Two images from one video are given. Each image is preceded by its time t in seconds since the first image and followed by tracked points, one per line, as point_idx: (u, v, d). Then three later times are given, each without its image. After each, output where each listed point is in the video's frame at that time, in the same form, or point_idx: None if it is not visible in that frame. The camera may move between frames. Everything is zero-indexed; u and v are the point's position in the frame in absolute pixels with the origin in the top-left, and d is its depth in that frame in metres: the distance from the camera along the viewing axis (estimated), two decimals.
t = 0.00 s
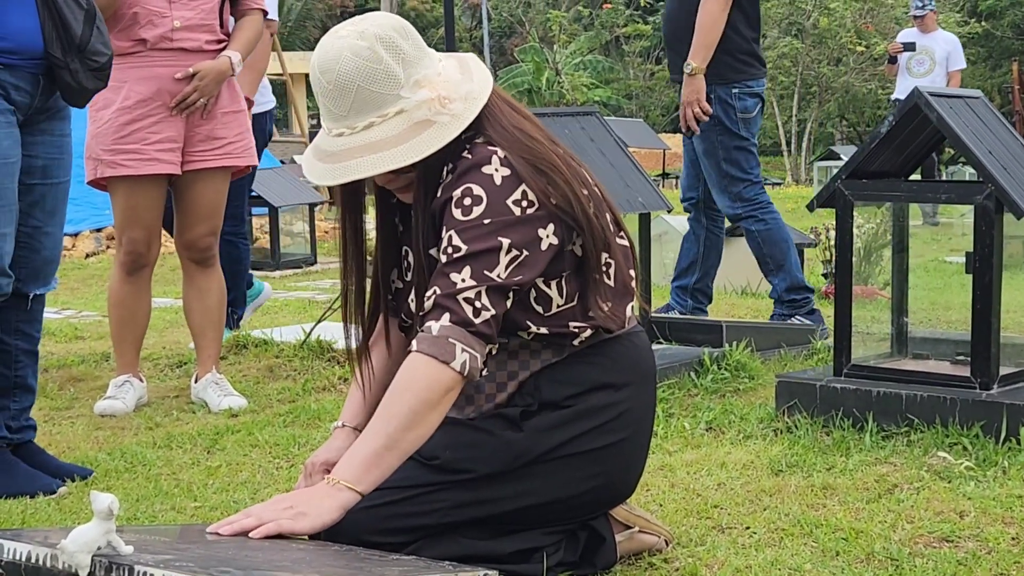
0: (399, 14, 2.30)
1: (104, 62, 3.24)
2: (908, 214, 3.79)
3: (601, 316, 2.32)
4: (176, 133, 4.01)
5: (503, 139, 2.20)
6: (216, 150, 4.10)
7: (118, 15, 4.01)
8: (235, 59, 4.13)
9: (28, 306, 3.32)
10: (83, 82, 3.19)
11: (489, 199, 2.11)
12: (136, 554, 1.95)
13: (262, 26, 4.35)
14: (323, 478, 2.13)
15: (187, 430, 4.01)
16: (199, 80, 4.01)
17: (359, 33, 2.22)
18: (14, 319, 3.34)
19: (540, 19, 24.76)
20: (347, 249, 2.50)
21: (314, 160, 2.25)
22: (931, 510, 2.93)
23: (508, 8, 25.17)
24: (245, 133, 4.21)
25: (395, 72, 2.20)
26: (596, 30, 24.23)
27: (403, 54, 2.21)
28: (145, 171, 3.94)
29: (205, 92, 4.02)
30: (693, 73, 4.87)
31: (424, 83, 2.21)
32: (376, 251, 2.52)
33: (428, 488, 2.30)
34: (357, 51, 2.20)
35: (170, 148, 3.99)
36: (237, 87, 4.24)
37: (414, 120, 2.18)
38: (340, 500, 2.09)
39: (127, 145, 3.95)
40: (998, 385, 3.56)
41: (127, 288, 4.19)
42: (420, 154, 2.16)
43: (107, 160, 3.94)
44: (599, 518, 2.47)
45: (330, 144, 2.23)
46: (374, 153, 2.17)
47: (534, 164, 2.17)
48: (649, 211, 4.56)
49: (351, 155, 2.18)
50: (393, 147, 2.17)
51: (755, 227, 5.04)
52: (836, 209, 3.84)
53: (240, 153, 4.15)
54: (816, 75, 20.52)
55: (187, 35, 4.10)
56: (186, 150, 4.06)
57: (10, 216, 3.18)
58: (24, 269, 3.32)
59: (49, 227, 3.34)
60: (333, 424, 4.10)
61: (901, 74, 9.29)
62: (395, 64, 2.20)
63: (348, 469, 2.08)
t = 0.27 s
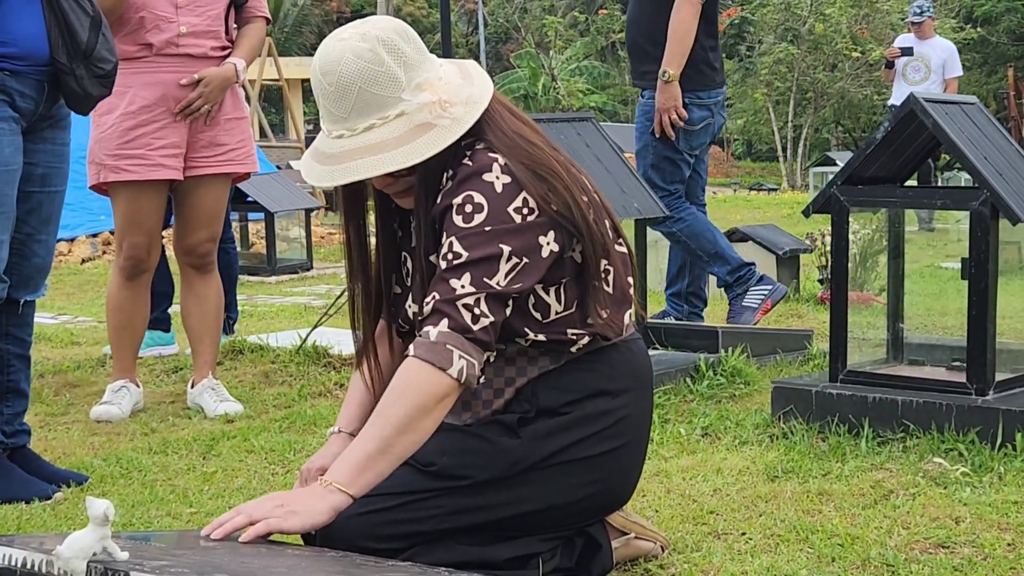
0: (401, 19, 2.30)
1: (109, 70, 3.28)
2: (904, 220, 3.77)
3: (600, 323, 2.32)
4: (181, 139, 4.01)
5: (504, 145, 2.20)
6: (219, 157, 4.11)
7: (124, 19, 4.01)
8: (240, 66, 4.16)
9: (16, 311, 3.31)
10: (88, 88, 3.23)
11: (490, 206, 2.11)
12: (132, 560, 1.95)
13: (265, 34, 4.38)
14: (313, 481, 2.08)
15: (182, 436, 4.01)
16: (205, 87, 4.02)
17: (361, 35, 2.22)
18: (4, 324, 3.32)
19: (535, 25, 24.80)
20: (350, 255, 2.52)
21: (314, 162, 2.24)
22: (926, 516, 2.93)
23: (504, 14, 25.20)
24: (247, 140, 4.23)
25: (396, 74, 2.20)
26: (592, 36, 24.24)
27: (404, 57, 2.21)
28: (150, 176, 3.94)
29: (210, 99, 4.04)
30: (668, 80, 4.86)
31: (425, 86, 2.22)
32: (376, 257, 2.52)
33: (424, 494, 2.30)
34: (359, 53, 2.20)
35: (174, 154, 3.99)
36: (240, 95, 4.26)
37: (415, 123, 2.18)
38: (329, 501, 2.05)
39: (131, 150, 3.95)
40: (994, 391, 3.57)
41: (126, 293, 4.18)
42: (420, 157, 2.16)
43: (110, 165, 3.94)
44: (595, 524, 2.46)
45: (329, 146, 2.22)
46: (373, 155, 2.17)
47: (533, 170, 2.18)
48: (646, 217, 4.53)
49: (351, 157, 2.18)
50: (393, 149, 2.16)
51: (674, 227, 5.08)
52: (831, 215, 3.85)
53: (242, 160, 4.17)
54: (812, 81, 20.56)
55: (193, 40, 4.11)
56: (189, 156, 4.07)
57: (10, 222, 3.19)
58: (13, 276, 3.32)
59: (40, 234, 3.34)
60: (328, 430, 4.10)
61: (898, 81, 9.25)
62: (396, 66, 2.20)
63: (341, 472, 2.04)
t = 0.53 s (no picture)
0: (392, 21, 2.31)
1: (105, 75, 3.26)
2: (897, 225, 3.78)
3: (591, 329, 2.32)
4: (175, 144, 4.02)
5: (490, 152, 2.19)
6: (213, 162, 4.10)
7: (120, 23, 4.02)
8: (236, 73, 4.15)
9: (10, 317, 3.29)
10: (85, 95, 3.22)
11: (469, 213, 2.11)
12: (124, 566, 1.95)
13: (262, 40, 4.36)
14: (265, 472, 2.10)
15: (175, 441, 4.00)
16: (200, 92, 4.03)
17: (350, 37, 2.24)
18: None
19: (529, 30, 24.83)
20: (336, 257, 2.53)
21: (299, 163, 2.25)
22: (920, 521, 2.94)
23: (498, 19, 25.23)
24: (242, 145, 4.22)
25: (383, 77, 2.21)
26: (585, 41, 24.25)
27: (393, 60, 2.23)
28: (145, 181, 3.95)
29: (206, 104, 4.04)
30: (640, 86, 4.94)
31: (413, 91, 2.23)
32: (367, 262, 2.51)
33: (416, 499, 2.29)
34: (347, 56, 2.21)
35: (169, 159, 3.99)
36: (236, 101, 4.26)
37: (401, 125, 2.19)
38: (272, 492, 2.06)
39: (127, 155, 3.96)
40: (987, 396, 3.57)
41: (120, 297, 4.17)
42: (405, 158, 2.16)
43: (106, 170, 3.95)
44: (588, 529, 2.46)
45: (314, 148, 2.23)
46: (357, 157, 2.17)
47: (520, 178, 2.17)
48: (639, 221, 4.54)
49: (334, 158, 2.19)
50: (379, 151, 2.17)
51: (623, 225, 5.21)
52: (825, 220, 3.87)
53: (237, 165, 4.16)
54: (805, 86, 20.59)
55: (189, 45, 4.11)
56: (184, 161, 4.07)
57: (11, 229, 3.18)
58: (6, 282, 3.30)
59: (32, 240, 3.32)
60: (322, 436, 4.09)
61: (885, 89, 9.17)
62: (384, 69, 2.21)
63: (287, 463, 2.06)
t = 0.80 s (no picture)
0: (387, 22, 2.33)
1: (101, 79, 3.26)
2: (889, 227, 3.79)
3: (582, 331, 2.32)
4: (169, 147, 4.01)
5: (482, 154, 2.19)
6: (206, 166, 4.11)
7: (115, 25, 4.01)
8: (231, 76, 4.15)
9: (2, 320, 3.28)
10: (81, 97, 3.21)
11: (455, 215, 2.12)
12: (115, 571, 1.94)
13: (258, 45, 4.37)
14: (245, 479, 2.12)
15: (167, 445, 3.99)
16: (195, 95, 4.02)
17: (347, 32, 2.24)
18: None
19: (523, 33, 24.85)
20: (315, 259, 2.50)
21: (288, 157, 2.23)
22: (912, 523, 2.94)
23: (491, 21, 25.24)
24: (236, 149, 4.22)
25: (380, 69, 2.21)
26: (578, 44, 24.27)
27: (389, 55, 2.24)
28: (138, 184, 3.94)
29: (200, 108, 4.03)
30: (609, 91, 4.93)
31: (409, 85, 2.23)
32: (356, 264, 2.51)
33: (409, 503, 2.29)
34: (344, 47, 2.22)
35: (163, 163, 3.99)
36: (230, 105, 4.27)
37: (398, 117, 2.18)
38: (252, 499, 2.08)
39: (121, 158, 3.95)
40: (979, 398, 3.57)
41: (112, 301, 4.16)
42: (401, 149, 2.15)
43: (99, 172, 3.93)
44: (581, 533, 2.46)
45: (306, 141, 2.21)
46: (353, 147, 2.15)
47: (509, 181, 2.17)
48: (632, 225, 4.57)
49: (329, 149, 2.16)
50: (374, 142, 2.15)
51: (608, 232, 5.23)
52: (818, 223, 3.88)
53: (229, 169, 4.16)
54: (798, 89, 20.63)
55: (184, 49, 4.10)
56: (178, 164, 4.07)
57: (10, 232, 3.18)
58: None
59: (26, 244, 3.31)
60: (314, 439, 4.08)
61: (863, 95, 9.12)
62: (381, 62, 2.22)
63: (268, 470, 2.08)
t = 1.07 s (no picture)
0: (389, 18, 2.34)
1: (94, 82, 3.24)
2: (884, 227, 3.79)
3: (577, 334, 2.32)
4: (164, 147, 4.01)
5: (476, 157, 2.19)
6: (202, 166, 4.10)
7: (111, 25, 4.00)
8: (227, 76, 4.14)
9: None
10: (73, 100, 3.19)
11: (447, 222, 2.12)
12: (109, 572, 1.94)
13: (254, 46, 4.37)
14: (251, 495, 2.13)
15: (162, 445, 3.99)
16: (191, 95, 4.01)
17: (351, 22, 2.26)
18: None
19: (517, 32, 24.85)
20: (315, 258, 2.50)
21: (288, 146, 2.22)
22: (907, 523, 2.94)
23: (486, 21, 25.23)
24: (232, 150, 4.22)
25: (383, 58, 2.22)
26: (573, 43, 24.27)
27: (392, 46, 2.25)
28: (133, 184, 3.94)
29: (195, 108, 4.03)
30: (560, 90, 4.92)
31: (411, 75, 2.23)
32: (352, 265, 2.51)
33: (404, 504, 2.29)
34: (348, 35, 2.23)
35: (158, 163, 3.99)
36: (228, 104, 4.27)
37: (400, 105, 2.17)
38: (256, 515, 2.10)
39: (116, 158, 3.95)
40: (973, 397, 3.58)
41: (108, 302, 4.16)
42: (403, 134, 2.14)
43: (94, 172, 3.93)
44: (576, 533, 2.46)
45: (307, 128, 2.20)
46: (355, 132, 2.14)
47: (502, 182, 2.17)
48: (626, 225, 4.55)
49: (332, 133, 2.15)
50: (377, 127, 2.15)
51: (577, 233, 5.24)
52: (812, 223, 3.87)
53: (225, 170, 4.15)
54: (792, 88, 20.66)
55: (180, 49, 4.09)
56: (173, 165, 4.06)
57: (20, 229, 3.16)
58: None
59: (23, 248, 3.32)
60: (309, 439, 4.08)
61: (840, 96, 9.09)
62: (384, 52, 2.23)
63: (272, 486, 2.10)
